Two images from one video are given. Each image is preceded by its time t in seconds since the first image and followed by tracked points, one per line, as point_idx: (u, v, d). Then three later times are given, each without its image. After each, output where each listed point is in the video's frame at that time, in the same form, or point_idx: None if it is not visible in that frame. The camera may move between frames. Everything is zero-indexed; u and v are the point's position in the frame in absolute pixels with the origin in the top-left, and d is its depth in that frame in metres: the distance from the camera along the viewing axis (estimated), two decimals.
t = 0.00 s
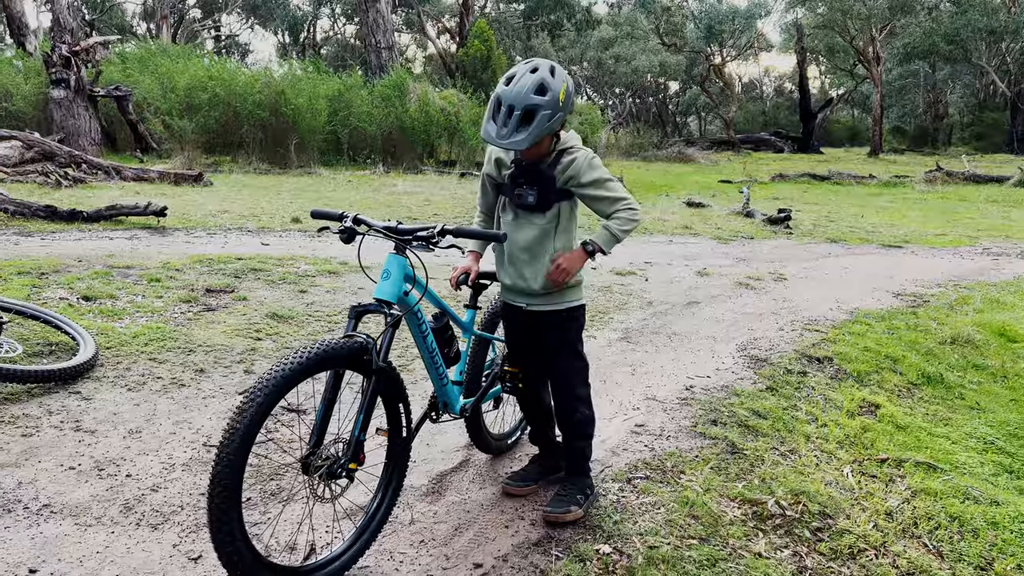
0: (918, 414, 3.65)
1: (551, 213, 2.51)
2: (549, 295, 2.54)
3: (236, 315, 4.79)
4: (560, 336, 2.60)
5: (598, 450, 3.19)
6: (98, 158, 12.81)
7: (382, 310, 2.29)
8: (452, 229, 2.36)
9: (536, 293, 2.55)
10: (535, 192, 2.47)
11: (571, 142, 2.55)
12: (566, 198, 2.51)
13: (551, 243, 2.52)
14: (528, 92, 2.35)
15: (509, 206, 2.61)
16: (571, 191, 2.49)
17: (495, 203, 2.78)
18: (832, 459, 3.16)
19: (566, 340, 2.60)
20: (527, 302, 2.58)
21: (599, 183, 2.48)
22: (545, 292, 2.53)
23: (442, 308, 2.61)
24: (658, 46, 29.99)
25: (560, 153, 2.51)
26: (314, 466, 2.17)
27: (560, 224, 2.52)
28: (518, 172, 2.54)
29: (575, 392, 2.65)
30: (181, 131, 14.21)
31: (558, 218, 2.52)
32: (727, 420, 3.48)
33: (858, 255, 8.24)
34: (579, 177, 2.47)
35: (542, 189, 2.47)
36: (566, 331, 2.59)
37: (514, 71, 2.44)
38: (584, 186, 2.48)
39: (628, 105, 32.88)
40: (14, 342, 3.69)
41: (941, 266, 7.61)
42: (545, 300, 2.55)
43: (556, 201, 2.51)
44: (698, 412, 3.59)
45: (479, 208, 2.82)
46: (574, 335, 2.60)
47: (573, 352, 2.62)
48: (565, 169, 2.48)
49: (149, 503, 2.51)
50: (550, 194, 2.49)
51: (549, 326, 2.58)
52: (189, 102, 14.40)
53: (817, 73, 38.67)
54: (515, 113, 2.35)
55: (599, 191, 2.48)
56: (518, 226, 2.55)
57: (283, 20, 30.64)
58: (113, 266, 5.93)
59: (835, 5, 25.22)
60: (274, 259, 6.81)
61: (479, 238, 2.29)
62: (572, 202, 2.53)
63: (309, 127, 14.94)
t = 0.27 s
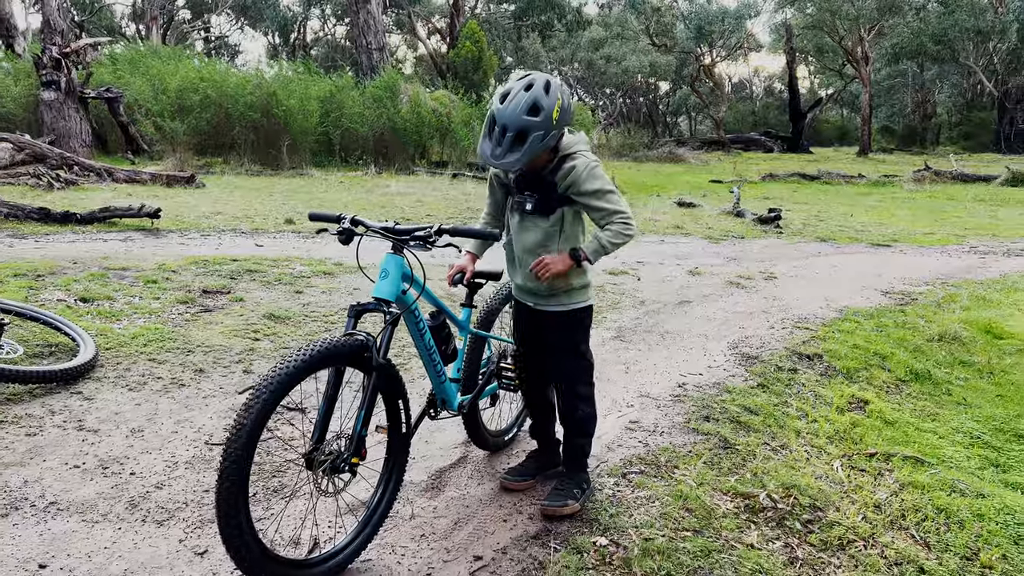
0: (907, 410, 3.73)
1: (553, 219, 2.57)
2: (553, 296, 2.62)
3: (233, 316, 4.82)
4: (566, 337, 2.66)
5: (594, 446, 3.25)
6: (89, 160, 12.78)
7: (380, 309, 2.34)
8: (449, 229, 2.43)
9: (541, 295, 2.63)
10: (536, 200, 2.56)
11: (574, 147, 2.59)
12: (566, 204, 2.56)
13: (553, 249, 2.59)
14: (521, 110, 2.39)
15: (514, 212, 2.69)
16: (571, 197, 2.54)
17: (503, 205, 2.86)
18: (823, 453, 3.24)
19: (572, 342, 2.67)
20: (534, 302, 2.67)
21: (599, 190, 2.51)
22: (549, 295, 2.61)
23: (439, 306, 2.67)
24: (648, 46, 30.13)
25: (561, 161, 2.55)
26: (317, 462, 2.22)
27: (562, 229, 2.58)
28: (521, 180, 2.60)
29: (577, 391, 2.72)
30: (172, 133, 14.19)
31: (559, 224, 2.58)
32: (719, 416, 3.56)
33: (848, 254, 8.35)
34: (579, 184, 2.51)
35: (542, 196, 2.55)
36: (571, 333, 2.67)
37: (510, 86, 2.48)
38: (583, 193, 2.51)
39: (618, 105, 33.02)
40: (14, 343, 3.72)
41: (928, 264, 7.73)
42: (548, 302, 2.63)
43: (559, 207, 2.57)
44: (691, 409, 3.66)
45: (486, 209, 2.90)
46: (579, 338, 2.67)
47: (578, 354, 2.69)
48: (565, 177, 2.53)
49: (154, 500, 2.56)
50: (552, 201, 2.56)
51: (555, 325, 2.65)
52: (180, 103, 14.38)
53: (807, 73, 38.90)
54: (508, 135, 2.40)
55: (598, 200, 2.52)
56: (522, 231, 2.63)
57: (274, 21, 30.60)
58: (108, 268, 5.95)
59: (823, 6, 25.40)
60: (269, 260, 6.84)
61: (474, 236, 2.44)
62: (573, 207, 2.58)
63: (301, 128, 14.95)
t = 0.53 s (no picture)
0: (899, 408, 3.79)
1: (551, 222, 2.65)
2: (555, 298, 2.69)
3: (232, 318, 4.85)
4: (569, 338, 2.71)
5: (591, 446, 3.29)
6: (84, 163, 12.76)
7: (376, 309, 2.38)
8: (438, 228, 2.49)
9: (543, 296, 2.70)
10: (533, 203, 2.63)
11: (571, 150, 2.64)
12: (563, 207, 2.63)
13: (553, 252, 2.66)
14: (512, 122, 2.44)
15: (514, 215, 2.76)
16: (568, 200, 2.60)
17: (502, 206, 2.92)
18: (816, 451, 3.29)
19: (574, 343, 2.72)
20: (537, 304, 2.74)
21: (593, 193, 2.56)
22: (551, 297, 2.69)
23: (432, 306, 2.71)
24: (641, 48, 30.24)
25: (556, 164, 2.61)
26: (317, 459, 2.25)
27: (561, 231, 2.65)
28: (519, 185, 2.67)
29: (577, 392, 2.76)
30: (167, 136, 14.16)
31: (557, 227, 2.65)
32: (715, 415, 3.61)
33: (840, 254, 8.42)
34: (574, 189, 2.56)
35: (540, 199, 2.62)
36: (573, 334, 2.72)
37: (503, 96, 2.53)
38: (579, 195, 2.57)
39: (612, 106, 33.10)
40: (16, 346, 3.75)
41: (920, 264, 7.80)
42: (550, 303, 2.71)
43: (556, 210, 2.64)
44: (687, 408, 3.71)
45: (484, 210, 2.94)
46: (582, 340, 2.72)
47: (580, 355, 2.73)
48: (561, 180, 2.59)
49: (158, 500, 2.59)
50: (549, 205, 2.63)
51: (558, 326, 2.71)
52: (174, 106, 14.37)
53: (799, 74, 39.10)
54: (499, 147, 2.45)
55: (595, 204, 2.57)
56: (523, 233, 2.71)
57: (267, 23, 30.58)
58: (106, 270, 5.97)
59: (815, 7, 25.54)
60: (266, 263, 6.87)
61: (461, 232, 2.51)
62: (571, 210, 2.64)
63: (296, 131, 14.97)
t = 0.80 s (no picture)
0: (897, 408, 3.82)
1: (550, 223, 2.67)
2: (555, 300, 2.70)
3: (233, 321, 4.87)
4: (569, 340, 2.74)
5: (593, 446, 3.31)
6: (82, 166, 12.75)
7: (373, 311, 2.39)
8: (433, 228, 2.51)
9: (542, 298, 2.72)
10: (531, 205, 2.65)
11: (569, 153, 2.66)
12: (562, 209, 2.64)
13: (552, 254, 2.68)
14: (509, 120, 2.45)
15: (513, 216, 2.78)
16: (566, 202, 2.62)
17: (501, 209, 2.94)
18: (816, 451, 3.32)
19: (574, 344, 2.75)
20: (536, 306, 2.76)
21: (590, 197, 2.58)
22: (550, 298, 2.71)
23: (430, 308, 2.73)
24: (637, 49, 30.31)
25: (554, 166, 2.63)
26: (320, 460, 2.26)
27: (559, 234, 2.66)
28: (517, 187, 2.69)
29: (579, 393, 2.79)
30: (165, 139, 14.15)
31: (555, 229, 2.66)
32: (715, 416, 3.63)
33: (838, 255, 8.46)
34: (571, 192, 2.58)
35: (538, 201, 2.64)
36: (572, 335, 2.75)
37: (501, 95, 2.54)
38: (576, 198, 2.59)
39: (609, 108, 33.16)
40: (20, 350, 3.77)
41: (917, 265, 7.85)
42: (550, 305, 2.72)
43: (553, 213, 2.66)
44: (687, 409, 3.73)
45: (483, 211, 2.96)
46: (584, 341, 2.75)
47: (581, 356, 2.76)
48: (559, 182, 2.60)
49: (164, 501, 2.60)
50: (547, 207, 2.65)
51: (558, 327, 2.73)
52: (172, 109, 14.37)
53: (795, 75, 39.21)
54: (496, 146, 2.47)
55: (592, 208, 2.58)
56: (521, 235, 2.73)
57: (263, 25, 30.55)
58: (107, 273, 5.98)
59: (811, 8, 25.63)
60: (265, 265, 6.88)
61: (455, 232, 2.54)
62: (569, 212, 2.65)
63: (293, 133, 14.98)
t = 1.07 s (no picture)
0: (899, 408, 3.84)
1: (550, 219, 2.67)
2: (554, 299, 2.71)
3: (237, 322, 4.88)
4: (573, 340, 2.75)
5: (597, 446, 3.33)
6: (82, 169, 12.76)
7: (385, 312, 2.40)
8: (447, 231, 2.54)
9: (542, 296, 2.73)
10: (531, 199, 2.65)
11: (570, 149, 2.68)
12: (561, 205, 2.65)
13: (552, 250, 2.68)
14: (516, 97, 2.49)
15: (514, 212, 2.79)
16: (565, 198, 2.63)
17: (505, 209, 2.95)
18: (819, 450, 3.34)
19: (577, 345, 2.76)
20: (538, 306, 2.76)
21: (590, 194, 2.60)
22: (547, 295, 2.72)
23: (441, 309, 2.75)
24: (636, 51, 30.36)
25: (555, 160, 2.65)
26: (330, 460, 2.28)
27: (558, 231, 2.67)
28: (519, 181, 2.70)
29: (583, 394, 2.80)
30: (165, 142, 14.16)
31: (554, 224, 2.67)
32: (718, 416, 3.65)
33: (838, 256, 8.49)
34: (571, 187, 2.60)
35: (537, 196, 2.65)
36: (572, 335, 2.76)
37: (507, 80, 2.59)
38: (575, 194, 2.60)
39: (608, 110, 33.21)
40: (26, 352, 3.78)
41: (917, 266, 7.88)
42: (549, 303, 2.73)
43: (552, 210, 2.65)
44: (691, 409, 3.75)
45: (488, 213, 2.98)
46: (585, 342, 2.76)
47: (582, 356, 2.78)
48: (559, 177, 2.62)
49: (173, 502, 2.62)
50: (545, 202, 2.65)
51: (562, 328, 2.74)
52: (172, 112, 14.38)
53: (794, 77, 39.30)
54: (503, 119, 2.50)
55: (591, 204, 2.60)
56: (522, 232, 2.74)
57: (262, 28, 30.56)
58: (110, 276, 5.99)
59: (809, 10, 25.70)
60: (268, 268, 6.89)
61: (468, 235, 2.57)
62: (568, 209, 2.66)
63: (293, 136, 14.99)
